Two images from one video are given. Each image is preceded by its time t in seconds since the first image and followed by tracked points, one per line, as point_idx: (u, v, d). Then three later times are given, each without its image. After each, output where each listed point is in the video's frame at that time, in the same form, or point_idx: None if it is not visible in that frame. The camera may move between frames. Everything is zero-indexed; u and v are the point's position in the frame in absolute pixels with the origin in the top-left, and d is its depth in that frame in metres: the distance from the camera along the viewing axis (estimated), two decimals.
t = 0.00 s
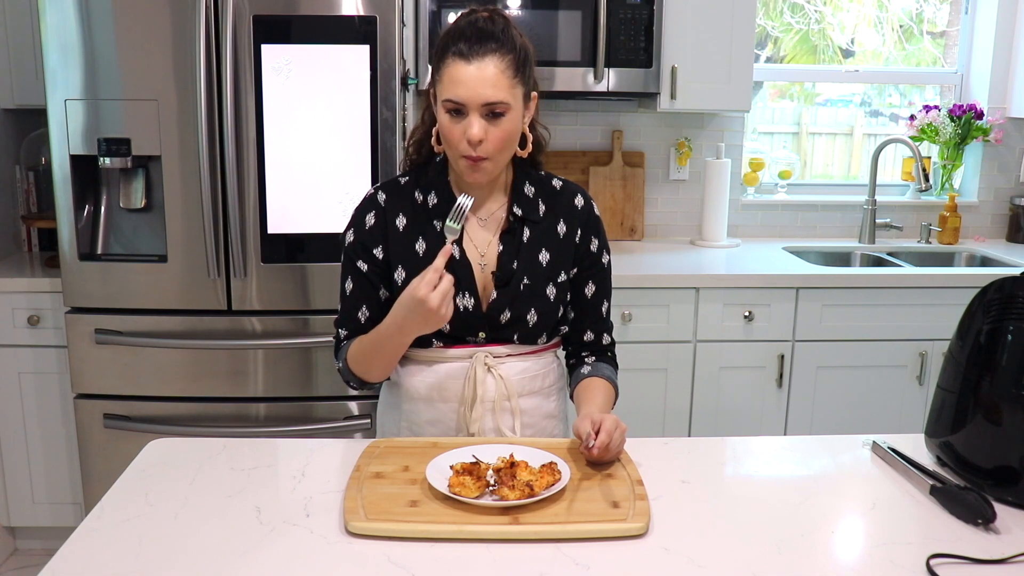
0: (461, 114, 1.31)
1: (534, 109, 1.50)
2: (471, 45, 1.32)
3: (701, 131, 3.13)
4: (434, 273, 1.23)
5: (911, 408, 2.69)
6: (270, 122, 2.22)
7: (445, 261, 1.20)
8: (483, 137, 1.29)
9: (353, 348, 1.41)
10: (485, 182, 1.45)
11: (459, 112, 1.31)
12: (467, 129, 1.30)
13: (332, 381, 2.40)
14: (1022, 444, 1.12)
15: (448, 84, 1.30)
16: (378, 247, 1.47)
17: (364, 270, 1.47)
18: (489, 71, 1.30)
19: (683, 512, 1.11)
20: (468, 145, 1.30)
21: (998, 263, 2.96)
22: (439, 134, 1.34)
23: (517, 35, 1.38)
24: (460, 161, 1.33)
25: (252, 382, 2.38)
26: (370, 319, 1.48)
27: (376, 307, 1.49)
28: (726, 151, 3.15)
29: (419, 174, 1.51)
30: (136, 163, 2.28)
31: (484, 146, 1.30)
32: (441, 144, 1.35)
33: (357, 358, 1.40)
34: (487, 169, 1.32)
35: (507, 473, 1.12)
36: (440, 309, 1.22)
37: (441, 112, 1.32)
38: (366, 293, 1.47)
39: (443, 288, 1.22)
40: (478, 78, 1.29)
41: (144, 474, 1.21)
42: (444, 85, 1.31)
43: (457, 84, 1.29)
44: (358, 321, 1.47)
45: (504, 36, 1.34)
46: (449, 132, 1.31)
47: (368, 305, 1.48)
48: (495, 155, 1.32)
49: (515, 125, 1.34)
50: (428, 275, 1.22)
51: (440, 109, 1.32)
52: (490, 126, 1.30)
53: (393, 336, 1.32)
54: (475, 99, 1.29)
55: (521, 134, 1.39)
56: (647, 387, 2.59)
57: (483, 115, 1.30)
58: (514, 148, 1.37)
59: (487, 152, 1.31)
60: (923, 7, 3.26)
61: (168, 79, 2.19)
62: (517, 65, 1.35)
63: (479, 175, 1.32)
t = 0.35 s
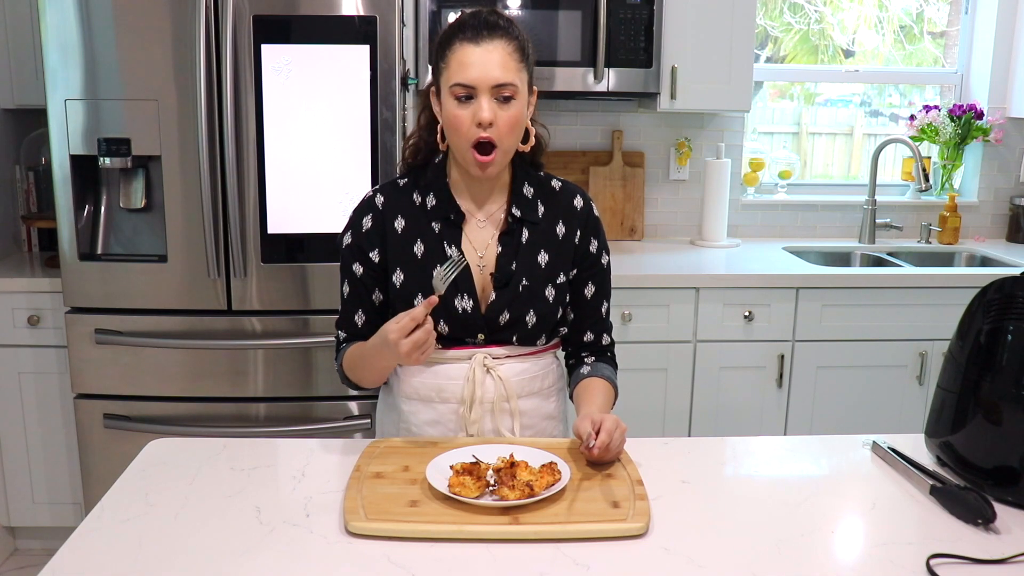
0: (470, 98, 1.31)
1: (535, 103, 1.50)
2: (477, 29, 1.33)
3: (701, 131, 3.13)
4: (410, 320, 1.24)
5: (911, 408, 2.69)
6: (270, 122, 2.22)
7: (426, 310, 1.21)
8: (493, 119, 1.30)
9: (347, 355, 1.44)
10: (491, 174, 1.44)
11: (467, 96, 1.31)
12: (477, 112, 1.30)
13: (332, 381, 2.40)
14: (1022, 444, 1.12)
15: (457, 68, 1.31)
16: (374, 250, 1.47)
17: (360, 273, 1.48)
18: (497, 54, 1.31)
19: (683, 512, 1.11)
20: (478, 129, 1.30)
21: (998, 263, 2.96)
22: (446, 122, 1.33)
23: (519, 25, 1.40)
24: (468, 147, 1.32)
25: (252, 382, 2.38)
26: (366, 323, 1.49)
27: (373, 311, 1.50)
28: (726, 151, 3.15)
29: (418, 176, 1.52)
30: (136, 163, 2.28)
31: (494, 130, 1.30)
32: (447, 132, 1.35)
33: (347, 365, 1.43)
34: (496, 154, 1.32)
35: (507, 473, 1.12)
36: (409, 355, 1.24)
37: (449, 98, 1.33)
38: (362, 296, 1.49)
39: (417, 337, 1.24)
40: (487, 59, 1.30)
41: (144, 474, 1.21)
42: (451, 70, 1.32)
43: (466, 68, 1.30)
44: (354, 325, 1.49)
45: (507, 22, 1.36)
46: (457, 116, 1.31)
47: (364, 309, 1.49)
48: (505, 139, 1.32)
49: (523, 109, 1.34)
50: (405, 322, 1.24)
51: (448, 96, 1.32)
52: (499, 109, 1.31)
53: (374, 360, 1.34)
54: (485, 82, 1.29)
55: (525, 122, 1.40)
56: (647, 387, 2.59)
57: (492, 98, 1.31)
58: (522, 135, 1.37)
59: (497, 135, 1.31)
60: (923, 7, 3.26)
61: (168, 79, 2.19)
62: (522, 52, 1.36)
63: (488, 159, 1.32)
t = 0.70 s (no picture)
0: (474, 99, 1.31)
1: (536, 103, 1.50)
2: (478, 28, 1.33)
3: (701, 132, 3.13)
4: (400, 323, 1.24)
5: (911, 408, 2.69)
6: (270, 122, 2.22)
7: (416, 315, 1.21)
8: (498, 119, 1.30)
9: (346, 351, 1.45)
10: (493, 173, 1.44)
11: (471, 96, 1.31)
12: (482, 112, 1.30)
13: (332, 381, 2.40)
14: (1022, 444, 1.12)
15: (460, 68, 1.31)
16: (373, 251, 1.47)
17: (359, 274, 1.48)
18: (500, 53, 1.31)
19: (683, 512, 1.11)
20: (483, 129, 1.30)
21: (998, 263, 2.96)
22: (450, 122, 1.33)
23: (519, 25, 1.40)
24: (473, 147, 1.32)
25: (252, 382, 2.38)
26: (366, 324, 1.50)
27: (372, 312, 1.50)
28: (726, 151, 3.15)
29: (417, 176, 1.52)
30: (136, 163, 2.28)
31: (499, 129, 1.30)
32: (450, 133, 1.35)
33: (347, 359, 1.44)
34: (501, 153, 1.32)
35: (507, 473, 1.12)
36: (398, 358, 1.24)
37: (452, 99, 1.32)
38: (361, 297, 1.49)
39: (405, 341, 1.23)
40: (491, 59, 1.30)
41: (143, 474, 1.21)
42: (455, 71, 1.32)
43: (469, 68, 1.30)
44: (354, 326, 1.49)
45: (508, 21, 1.36)
46: (462, 117, 1.31)
47: (364, 310, 1.49)
48: (509, 138, 1.32)
49: (527, 108, 1.35)
50: (393, 326, 1.24)
51: (451, 95, 1.32)
52: (503, 109, 1.31)
53: (371, 357, 1.34)
54: (490, 82, 1.30)
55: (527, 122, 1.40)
56: (647, 387, 2.59)
57: (497, 98, 1.31)
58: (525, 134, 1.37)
59: (502, 134, 1.31)
60: (923, 7, 3.26)
61: (167, 79, 2.19)
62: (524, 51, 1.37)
63: (492, 159, 1.32)
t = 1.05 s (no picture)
0: (475, 99, 1.31)
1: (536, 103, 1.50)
2: (479, 28, 1.33)
3: (701, 132, 3.13)
4: (397, 325, 1.24)
5: (911, 408, 2.69)
6: (270, 123, 2.22)
7: (414, 317, 1.21)
8: (498, 119, 1.30)
9: (346, 351, 1.44)
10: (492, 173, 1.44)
11: (471, 96, 1.31)
12: (482, 112, 1.30)
13: (333, 381, 2.40)
14: (1022, 444, 1.12)
15: (461, 68, 1.31)
16: (373, 251, 1.47)
17: (359, 275, 1.48)
18: (501, 54, 1.31)
19: (683, 512, 1.11)
20: (483, 129, 1.30)
21: (998, 263, 2.96)
22: (450, 122, 1.33)
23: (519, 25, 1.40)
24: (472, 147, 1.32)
25: (252, 382, 2.38)
26: (366, 325, 1.50)
27: (372, 312, 1.50)
28: (726, 151, 3.15)
29: (417, 176, 1.52)
30: (136, 163, 2.28)
31: (499, 130, 1.30)
32: (450, 133, 1.35)
33: (348, 359, 1.43)
34: (501, 153, 1.32)
35: (507, 473, 1.12)
36: (393, 360, 1.23)
37: (453, 99, 1.32)
38: (361, 297, 1.49)
39: (402, 344, 1.23)
40: (491, 59, 1.30)
41: (143, 474, 1.21)
42: (455, 71, 1.32)
43: (470, 68, 1.30)
44: (354, 326, 1.49)
45: (508, 21, 1.36)
46: (462, 117, 1.31)
47: (364, 310, 1.49)
48: (509, 138, 1.32)
49: (527, 109, 1.35)
50: (391, 328, 1.23)
51: (451, 95, 1.32)
52: (503, 109, 1.31)
53: (371, 357, 1.34)
54: (489, 82, 1.30)
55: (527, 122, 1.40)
56: (647, 387, 2.59)
57: (497, 98, 1.31)
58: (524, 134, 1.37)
59: (501, 135, 1.31)
60: (923, 7, 3.26)
61: (167, 79, 2.19)
62: (524, 51, 1.36)
63: (492, 159, 1.32)
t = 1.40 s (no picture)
0: (475, 99, 1.31)
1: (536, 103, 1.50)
2: (479, 28, 1.33)
3: (701, 132, 3.13)
4: (397, 325, 1.23)
5: (911, 408, 2.69)
6: (270, 123, 2.22)
7: (414, 317, 1.21)
8: (498, 119, 1.30)
9: (346, 351, 1.45)
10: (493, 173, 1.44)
11: (472, 96, 1.31)
12: (482, 112, 1.30)
13: (333, 381, 2.40)
14: (1022, 444, 1.12)
15: (461, 68, 1.31)
16: (373, 251, 1.47)
17: (360, 274, 1.48)
18: (501, 54, 1.31)
19: (683, 512, 1.11)
20: (484, 129, 1.30)
21: (998, 263, 2.96)
22: (450, 122, 1.33)
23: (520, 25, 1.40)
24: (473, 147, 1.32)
25: (252, 382, 2.38)
26: (367, 325, 1.50)
27: (373, 312, 1.51)
28: (726, 151, 3.15)
29: (418, 176, 1.52)
30: (136, 163, 2.28)
31: (499, 130, 1.30)
32: (450, 132, 1.35)
33: (348, 358, 1.43)
34: (501, 153, 1.32)
35: (507, 473, 1.12)
36: (393, 360, 1.23)
37: (453, 99, 1.33)
38: (361, 296, 1.49)
39: (402, 344, 1.22)
40: (491, 60, 1.30)
41: (143, 474, 1.21)
42: (456, 71, 1.32)
43: (470, 68, 1.30)
44: (354, 326, 1.49)
45: (508, 22, 1.36)
46: (463, 117, 1.31)
47: (365, 310, 1.50)
48: (510, 138, 1.32)
49: (527, 109, 1.35)
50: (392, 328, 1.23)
51: (451, 95, 1.33)
52: (504, 109, 1.31)
53: (371, 357, 1.34)
54: (489, 82, 1.30)
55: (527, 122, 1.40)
56: (647, 387, 2.59)
57: (497, 98, 1.31)
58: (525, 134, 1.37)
59: (501, 136, 1.31)
60: (923, 7, 3.26)
61: (167, 79, 2.19)
62: (525, 51, 1.37)
63: (492, 159, 1.32)
